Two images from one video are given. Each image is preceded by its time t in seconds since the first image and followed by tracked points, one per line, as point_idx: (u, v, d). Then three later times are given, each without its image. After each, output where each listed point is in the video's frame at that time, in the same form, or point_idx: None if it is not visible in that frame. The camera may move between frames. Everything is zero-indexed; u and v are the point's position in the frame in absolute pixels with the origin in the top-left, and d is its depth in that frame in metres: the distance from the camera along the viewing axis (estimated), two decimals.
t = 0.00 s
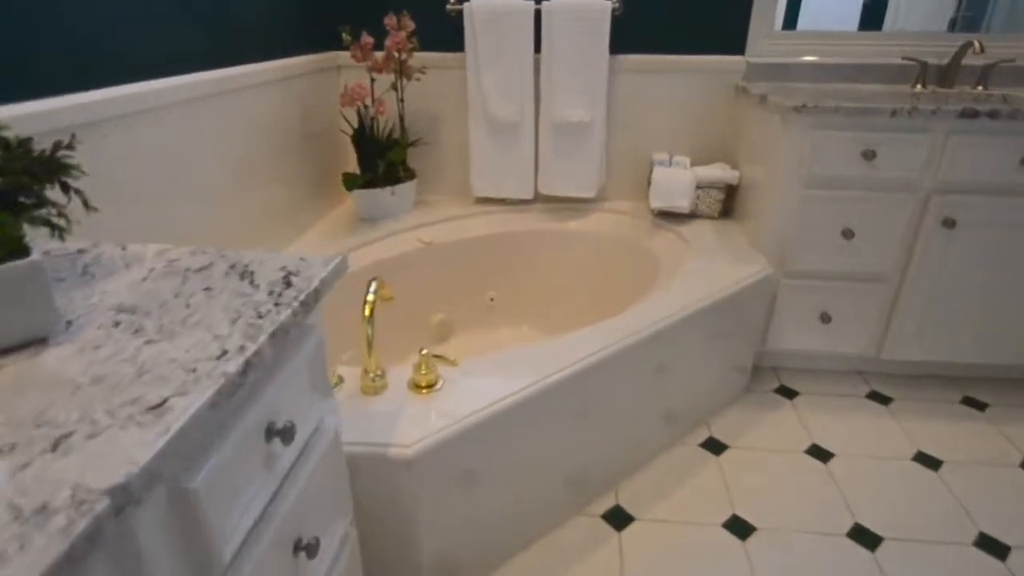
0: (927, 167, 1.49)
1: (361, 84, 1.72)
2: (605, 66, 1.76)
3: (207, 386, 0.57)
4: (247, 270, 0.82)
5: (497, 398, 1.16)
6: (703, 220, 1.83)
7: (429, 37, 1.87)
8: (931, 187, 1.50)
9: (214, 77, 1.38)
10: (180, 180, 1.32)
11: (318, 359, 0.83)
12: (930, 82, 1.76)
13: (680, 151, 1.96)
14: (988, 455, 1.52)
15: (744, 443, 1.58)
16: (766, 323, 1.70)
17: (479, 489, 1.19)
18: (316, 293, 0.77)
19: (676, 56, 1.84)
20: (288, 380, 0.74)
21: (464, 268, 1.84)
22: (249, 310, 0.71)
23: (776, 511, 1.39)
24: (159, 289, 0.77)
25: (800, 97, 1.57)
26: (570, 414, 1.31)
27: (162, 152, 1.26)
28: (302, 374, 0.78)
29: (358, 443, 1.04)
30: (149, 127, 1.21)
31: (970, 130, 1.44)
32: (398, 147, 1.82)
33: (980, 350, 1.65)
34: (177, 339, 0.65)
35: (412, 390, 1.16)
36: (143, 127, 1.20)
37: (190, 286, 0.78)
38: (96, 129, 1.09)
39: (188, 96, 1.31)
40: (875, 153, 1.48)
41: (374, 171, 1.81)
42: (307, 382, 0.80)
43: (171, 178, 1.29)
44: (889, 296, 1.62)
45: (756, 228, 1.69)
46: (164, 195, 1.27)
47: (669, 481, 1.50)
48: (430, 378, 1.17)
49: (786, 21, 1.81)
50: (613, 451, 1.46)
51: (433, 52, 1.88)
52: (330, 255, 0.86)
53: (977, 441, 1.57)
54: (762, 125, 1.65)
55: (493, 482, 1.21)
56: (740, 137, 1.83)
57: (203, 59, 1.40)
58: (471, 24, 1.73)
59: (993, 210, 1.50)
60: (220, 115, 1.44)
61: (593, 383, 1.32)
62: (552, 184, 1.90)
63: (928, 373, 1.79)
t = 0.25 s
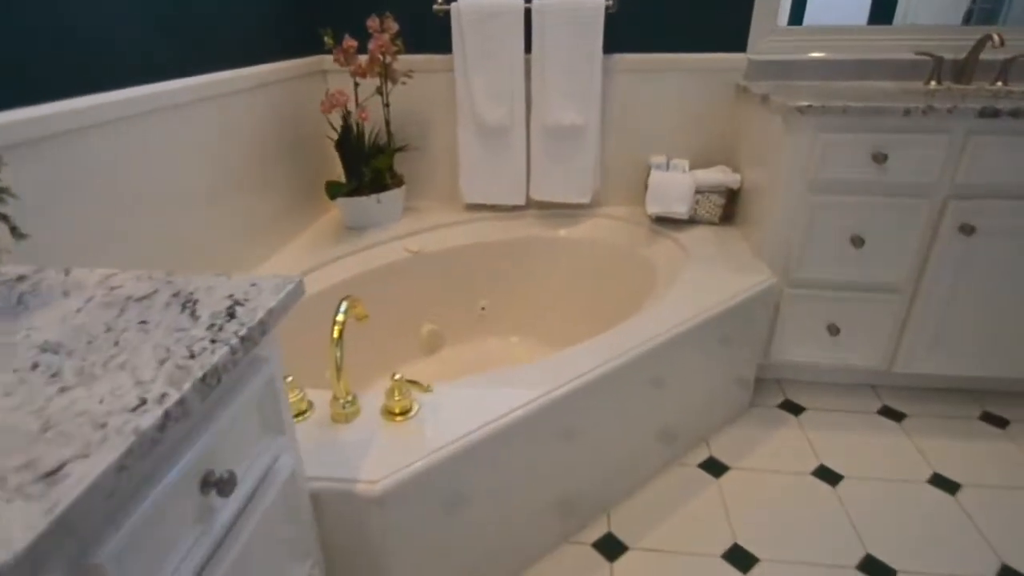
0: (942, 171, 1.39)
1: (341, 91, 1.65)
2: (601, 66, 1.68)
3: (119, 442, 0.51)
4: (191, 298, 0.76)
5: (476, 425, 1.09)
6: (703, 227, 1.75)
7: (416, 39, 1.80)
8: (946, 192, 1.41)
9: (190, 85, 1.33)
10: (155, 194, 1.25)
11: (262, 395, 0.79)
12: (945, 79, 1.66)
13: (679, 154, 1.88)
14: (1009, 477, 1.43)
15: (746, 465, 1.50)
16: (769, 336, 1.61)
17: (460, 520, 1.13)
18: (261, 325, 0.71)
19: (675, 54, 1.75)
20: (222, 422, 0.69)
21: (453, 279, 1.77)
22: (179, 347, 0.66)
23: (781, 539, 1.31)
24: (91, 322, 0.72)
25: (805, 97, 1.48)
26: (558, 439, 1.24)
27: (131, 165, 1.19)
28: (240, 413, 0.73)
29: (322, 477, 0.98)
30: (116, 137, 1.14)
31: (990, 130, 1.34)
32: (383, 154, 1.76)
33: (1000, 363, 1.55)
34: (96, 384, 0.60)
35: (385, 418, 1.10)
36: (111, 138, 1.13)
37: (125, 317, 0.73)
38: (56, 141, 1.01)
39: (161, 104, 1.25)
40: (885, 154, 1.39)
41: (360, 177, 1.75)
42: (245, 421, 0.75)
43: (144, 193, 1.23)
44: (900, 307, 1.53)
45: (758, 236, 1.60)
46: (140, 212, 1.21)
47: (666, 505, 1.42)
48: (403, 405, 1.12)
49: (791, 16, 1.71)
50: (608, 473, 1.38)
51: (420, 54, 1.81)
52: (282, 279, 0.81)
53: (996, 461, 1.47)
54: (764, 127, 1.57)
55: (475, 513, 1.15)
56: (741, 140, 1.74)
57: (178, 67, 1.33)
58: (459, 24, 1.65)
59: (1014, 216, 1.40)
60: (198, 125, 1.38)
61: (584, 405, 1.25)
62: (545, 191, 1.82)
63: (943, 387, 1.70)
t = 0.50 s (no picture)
0: (947, 172, 1.31)
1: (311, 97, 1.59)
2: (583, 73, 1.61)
3: (5, 520, 0.43)
4: (127, 331, 0.68)
5: (455, 454, 1.01)
6: (695, 233, 1.67)
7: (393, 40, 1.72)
8: (952, 194, 1.33)
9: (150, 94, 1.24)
10: (115, 209, 1.17)
11: (210, 436, 0.71)
12: (949, 73, 1.58)
13: (670, 157, 1.80)
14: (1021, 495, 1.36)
15: (742, 485, 1.42)
16: (765, 348, 1.54)
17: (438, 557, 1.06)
18: (202, 362, 0.63)
19: (664, 53, 1.68)
20: (159, 473, 0.62)
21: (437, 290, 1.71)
22: (104, 393, 0.58)
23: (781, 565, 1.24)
24: (15, 360, 0.65)
25: (800, 96, 1.41)
26: (545, 465, 1.16)
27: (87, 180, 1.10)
28: (183, 459, 0.66)
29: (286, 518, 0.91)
30: (67, 149, 1.05)
31: (999, 128, 1.26)
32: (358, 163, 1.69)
33: (1009, 373, 1.48)
34: (5, 439, 0.53)
35: (356, 448, 1.03)
36: (63, 152, 1.04)
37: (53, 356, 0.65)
38: (2, 156, 0.92)
39: (118, 115, 1.16)
40: (887, 157, 1.31)
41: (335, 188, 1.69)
42: (189, 468, 0.68)
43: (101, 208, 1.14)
44: (903, 316, 1.46)
45: (752, 243, 1.53)
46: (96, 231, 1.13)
47: (660, 529, 1.35)
48: (376, 435, 1.05)
49: (785, 9, 1.63)
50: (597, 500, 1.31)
51: (398, 56, 1.73)
52: (232, 306, 0.72)
53: (1006, 477, 1.40)
54: (758, 129, 1.49)
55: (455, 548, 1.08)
56: (734, 141, 1.67)
57: (138, 74, 1.24)
58: (436, 23, 1.57)
59: None
60: (161, 134, 1.29)
61: (572, 429, 1.17)
62: (530, 197, 1.75)
63: (947, 398, 1.63)
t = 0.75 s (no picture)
0: (939, 175, 1.27)
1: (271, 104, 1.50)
2: (558, 78, 1.54)
3: None
4: (48, 373, 0.56)
5: (434, 488, 0.93)
6: (677, 241, 1.62)
7: (360, 41, 1.63)
8: (943, 197, 1.29)
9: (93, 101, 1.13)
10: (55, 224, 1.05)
11: (152, 491, 0.59)
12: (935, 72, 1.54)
13: (651, 161, 1.74)
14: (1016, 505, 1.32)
15: (732, 503, 1.37)
16: (752, 359, 1.49)
17: None
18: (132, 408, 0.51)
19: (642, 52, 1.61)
20: (79, 551, 0.49)
21: (411, 302, 1.64)
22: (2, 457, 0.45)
23: None
24: None
25: (785, 97, 1.35)
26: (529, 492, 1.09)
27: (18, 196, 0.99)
28: (113, 529, 0.53)
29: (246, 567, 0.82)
30: None
31: (991, 129, 1.22)
32: (323, 172, 1.60)
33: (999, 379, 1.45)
34: None
35: (321, 484, 0.94)
36: None
37: None
38: None
39: (56, 123, 1.05)
40: (878, 160, 1.26)
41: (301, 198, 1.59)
42: (124, 534, 0.55)
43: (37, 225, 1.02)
44: (890, 324, 1.42)
45: (737, 251, 1.48)
46: (32, 254, 1.02)
47: (649, 554, 1.28)
48: (343, 469, 0.95)
49: (763, 7, 1.58)
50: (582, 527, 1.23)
51: (364, 59, 1.64)
52: (175, 338, 0.60)
53: (999, 487, 1.37)
54: (741, 132, 1.43)
55: None
56: (716, 145, 1.61)
57: (81, 79, 1.13)
58: (402, 23, 1.49)
59: (1015, 223, 1.29)
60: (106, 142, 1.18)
61: (559, 453, 1.10)
62: (506, 206, 1.68)
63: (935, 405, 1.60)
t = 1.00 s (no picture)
0: (921, 179, 1.24)
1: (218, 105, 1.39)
2: (527, 78, 1.47)
3: None
4: None
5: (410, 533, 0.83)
6: (650, 247, 1.57)
7: (316, 37, 1.53)
8: (924, 202, 1.26)
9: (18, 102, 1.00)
10: None
11: None
12: (910, 71, 1.52)
13: (624, 164, 1.68)
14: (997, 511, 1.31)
15: (713, 521, 1.32)
16: (729, 369, 1.45)
17: None
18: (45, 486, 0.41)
19: (612, 51, 1.55)
20: None
21: (373, 317, 1.55)
22: None
23: None
24: None
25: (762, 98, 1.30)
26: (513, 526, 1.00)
27: None
28: None
29: None
30: None
31: (974, 131, 1.20)
32: (277, 178, 1.50)
33: (976, 383, 1.44)
34: None
35: (283, 536, 0.82)
36: None
37: None
38: None
39: None
40: (859, 164, 1.23)
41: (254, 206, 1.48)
42: None
43: None
44: (868, 331, 1.39)
45: (712, 258, 1.43)
46: None
47: None
48: (306, 518, 0.83)
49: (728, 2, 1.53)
50: (562, 558, 1.16)
51: (319, 57, 1.54)
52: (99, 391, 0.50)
53: (977, 494, 1.36)
54: (717, 135, 1.39)
55: None
56: (690, 148, 1.56)
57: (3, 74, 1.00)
58: (359, 19, 1.39)
59: (992, 227, 1.27)
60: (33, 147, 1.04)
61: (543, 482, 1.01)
62: (473, 212, 1.60)
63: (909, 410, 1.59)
